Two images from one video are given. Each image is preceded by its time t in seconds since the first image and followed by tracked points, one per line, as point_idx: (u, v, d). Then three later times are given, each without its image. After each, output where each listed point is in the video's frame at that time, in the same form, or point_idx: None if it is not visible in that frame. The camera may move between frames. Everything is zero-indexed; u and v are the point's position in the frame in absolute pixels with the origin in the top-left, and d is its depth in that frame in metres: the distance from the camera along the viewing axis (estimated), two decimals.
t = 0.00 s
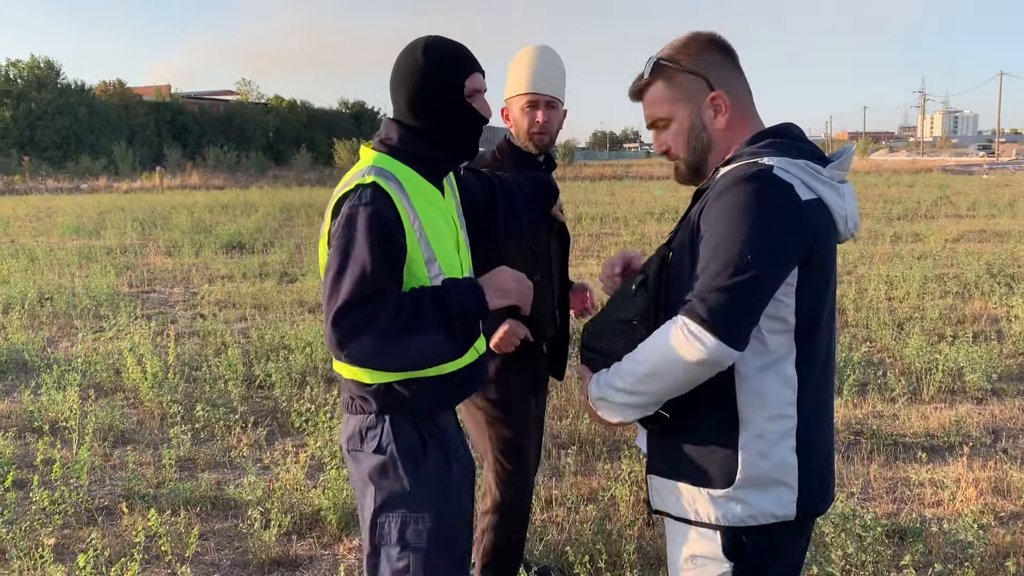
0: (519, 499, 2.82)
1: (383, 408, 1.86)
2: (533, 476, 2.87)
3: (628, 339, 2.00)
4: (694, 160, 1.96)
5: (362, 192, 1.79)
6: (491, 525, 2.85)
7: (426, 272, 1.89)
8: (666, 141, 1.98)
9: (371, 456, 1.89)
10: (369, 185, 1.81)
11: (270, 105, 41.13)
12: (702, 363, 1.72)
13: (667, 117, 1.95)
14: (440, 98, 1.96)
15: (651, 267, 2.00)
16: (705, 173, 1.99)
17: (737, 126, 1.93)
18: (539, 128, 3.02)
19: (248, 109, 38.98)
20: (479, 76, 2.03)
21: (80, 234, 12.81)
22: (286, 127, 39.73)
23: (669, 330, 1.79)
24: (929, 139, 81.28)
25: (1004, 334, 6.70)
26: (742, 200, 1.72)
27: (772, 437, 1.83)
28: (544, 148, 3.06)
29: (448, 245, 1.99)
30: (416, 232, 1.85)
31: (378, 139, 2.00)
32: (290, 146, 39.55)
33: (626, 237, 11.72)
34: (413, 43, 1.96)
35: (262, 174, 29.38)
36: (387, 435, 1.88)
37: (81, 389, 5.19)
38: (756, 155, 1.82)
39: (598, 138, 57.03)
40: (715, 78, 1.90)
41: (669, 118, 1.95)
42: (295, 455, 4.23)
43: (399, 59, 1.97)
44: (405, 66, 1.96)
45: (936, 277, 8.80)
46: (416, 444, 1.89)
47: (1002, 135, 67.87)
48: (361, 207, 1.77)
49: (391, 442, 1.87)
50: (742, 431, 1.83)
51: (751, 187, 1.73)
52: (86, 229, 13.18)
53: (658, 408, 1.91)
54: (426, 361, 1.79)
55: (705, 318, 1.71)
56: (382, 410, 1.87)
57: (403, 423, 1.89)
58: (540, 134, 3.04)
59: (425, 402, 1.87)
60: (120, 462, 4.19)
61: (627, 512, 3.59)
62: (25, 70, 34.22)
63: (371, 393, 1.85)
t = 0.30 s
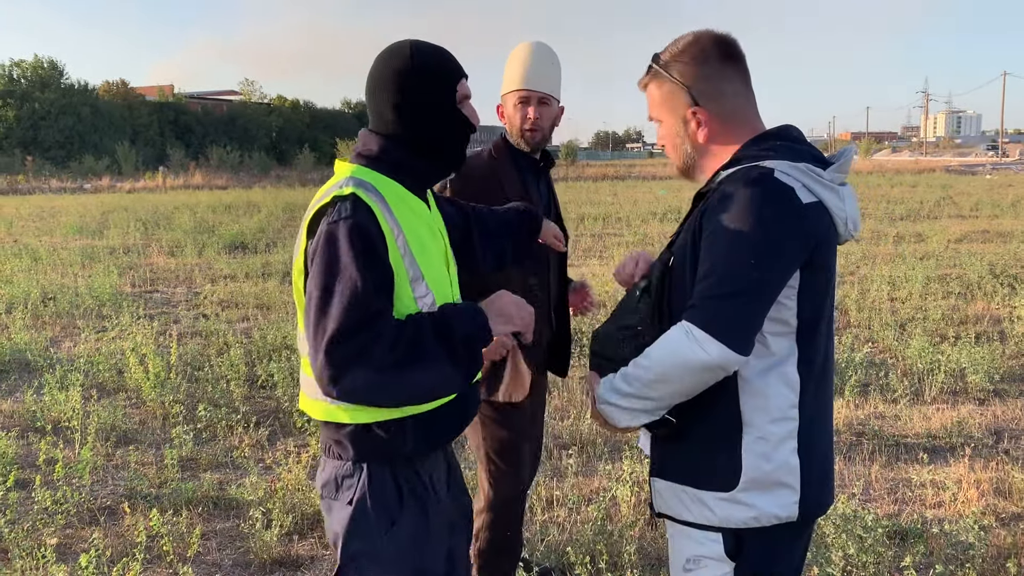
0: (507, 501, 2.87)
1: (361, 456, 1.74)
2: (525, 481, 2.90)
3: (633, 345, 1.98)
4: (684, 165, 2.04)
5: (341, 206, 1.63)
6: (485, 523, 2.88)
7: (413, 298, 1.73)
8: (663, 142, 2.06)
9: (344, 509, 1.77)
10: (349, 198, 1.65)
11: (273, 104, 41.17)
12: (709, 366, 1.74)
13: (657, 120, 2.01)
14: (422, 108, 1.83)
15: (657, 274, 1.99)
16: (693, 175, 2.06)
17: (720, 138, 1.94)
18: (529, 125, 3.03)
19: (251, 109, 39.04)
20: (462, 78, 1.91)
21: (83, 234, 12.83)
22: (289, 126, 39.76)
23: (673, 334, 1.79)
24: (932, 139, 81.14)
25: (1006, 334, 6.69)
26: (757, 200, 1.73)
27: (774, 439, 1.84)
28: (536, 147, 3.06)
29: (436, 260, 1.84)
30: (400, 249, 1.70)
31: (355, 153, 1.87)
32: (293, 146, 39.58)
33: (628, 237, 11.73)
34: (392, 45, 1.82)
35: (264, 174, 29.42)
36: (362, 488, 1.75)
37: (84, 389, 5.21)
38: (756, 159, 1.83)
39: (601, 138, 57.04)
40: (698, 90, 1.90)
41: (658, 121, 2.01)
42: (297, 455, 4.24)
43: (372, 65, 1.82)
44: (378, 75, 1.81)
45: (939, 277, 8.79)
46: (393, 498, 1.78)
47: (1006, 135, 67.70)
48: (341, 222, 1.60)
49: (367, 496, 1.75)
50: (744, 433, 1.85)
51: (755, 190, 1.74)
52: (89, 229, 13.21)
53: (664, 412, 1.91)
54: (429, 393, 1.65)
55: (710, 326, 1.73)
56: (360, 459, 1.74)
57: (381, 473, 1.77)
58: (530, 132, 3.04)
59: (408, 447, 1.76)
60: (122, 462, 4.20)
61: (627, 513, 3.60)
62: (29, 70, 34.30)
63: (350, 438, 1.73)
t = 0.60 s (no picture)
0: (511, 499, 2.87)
1: (345, 479, 1.72)
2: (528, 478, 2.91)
3: (641, 338, 2.00)
4: (690, 164, 2.05)
5: (340, 210, 1.61)
6: (489, 521, 2.90)
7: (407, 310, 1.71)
8: (671, 141, 2.08)
9: (325, 531, 1.75)
10: (348, 202, 1.63)
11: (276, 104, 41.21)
12: (721, 369, 1.74)
13: (664, 119, 2.02)
14: (415, 103, 1.81)
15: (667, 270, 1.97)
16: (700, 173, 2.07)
17: (727, 138, 1.95)
18: (525, 126, 3.04)
19: (253, 109, 39.07)
20: (456, 72, 1.90)
21: (86, 234, 12.84)
22: (291, 126, 39.79)
23: (686, 334, 1.78)
24: (935, 139, 81.02)
25: (1009, 335, 6.68)
26: (765, 204, 1.74)
27: (778, 442, 1.84)
28: (532, 148, 3.08)
29: (428, 271, 1.83)
30: (397, 259, 1.68)
31: (343, 149, 1.86)
32: (295, 146, 39.60)
33: (630, 237, 11.73)
34: (382, 34, 1.79)
35: (267, 174, 29.45)
36: (345, 510, 1.73)
37: (87, 389, 5.22)
38: (764, 162, 1.82)
39: (603, 138, 57.03)
40: (705, 92, 1.90)
41: (665, 120, 2.02)
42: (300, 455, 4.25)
43: (357, 56, 1.80)
44: (366, 65, 1.79)
45: (942, 277, 8.78)
46: (376, 520, 1.75)
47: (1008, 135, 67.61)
48: (339, 226, 1.58)
49: (351, 518, 1.73)
50: (748, 435, 1.84)
51: (765, 191, 1.74)
52: (92, 229, 13.22)
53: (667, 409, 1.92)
54: (444, 431, 1.64)
55: (722, 331, 1.73)
56: (343, 481, 1.72)
57: (364, 495, 1.75)
58: (527, 133, 3.06)
59: (394, 470, 1.75)
60: (125, 461, 4.21)
61: (630, 514, 3.59)
62: (32, 70, 34.35)
63: (334, 461, 1.70)
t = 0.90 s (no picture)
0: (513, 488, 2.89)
1: (355, 477, 1.71)
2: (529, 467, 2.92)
3: (647, 332, 1.99)
4: (698, 160, 2.05)
5: (344, 208, 1.60)
6: (491, 513, 2.90)
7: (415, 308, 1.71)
8: (681, 136, 2.08)
9: (336, 529, 1.74)
10: (351, 199, 1.62)
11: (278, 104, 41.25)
12: (731, 366, 1.74)
13: (674, 113, 2.02)
14: (424, 102, 1.80)
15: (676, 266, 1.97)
16: (708, 169, 2.07)
17: (737, 136, 1.94)
18: (526, 131, 3.05)
19: (256, 109, 39.12)
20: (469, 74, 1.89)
21: (89, 234, 12.86)
22: (294, 126, 39.82)
23: (696, 331, 1.78)
24: (937, 139, 80.97)
25: (1013, 335, 6.67)
26: (771, 203, 1.73)
27: (783, 442, 1.83)
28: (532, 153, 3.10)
29: (434, 267, 1.82)
30: (402, 255, 1.67)
31: (350, 147, 1.87)
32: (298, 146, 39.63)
33: (633, 237, 11.73)
34: (396, 31, 1.78)
35: (269, 174, 29.47)
36: (356, 508, 1.73)
37: (91, 388, 5.22)
38: (773, 160, 1.82)
39: (605, 138, 57.05)
40: (717, 88, 1.90)
41: (675, 114, 2.02)
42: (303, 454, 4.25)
43: (368, 55, 1.80)
44: (377, 63, 1.78)
45: (945, 277, 8.76)
46: (387, 519, 1.75)
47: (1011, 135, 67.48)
48: (344, 224, 1.57)
49: (362, 517, 1.73)
50: (753, 434, 1.84)
51: (772, 190, 1.74)
52: (95, 228, 13.24)
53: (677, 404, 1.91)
54: (453, 406, 1.63)
55: (733, 328, 1.72)
56: (353, 480, 1.72)
57: (374, 493, 1.75)
58: (527, 138, 3.07)
59: (405, 467, 1.74)
60: (129, 460, 4.21)
61: (634, 513, 3.59)
62: (35, 70, 34.43)
63: (344, 458, 1.69)
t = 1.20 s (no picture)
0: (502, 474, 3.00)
1: (360, 470, 1.70)
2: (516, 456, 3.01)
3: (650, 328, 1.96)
4: (706, 156, 2.05)
5: (342, 202, 1.62)
6: (481, 497, 3.03)
7: (412, 302, 1.70)
8: (689, 133, 2.08)
9: (344, 521, 1.76)
10: (351, 193, 1.64)
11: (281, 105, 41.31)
12: (727, 356, 1.73)
13: (684, 107, 2.02)
14: (440, 105, 1.82)
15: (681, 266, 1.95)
16: (715, 165, 2.07)
17: (747, 133, 1.95)
18: (523, 135, 3.11)
19: (260, 110, 39.19)
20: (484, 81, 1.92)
21: (93, 234, 12.89)
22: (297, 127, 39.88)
23: (695, 320, 1.77)
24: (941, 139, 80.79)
25: (1017, 335, 6.65)
26: (772, 203, 1.73)
27: (782, 439, 1.83)
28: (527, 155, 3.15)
29: (440, 263, 1.81)
30: (399, 250, 1.68)
31: (360, 146, 1.87)
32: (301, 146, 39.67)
33: (636, 237, 11.73)
34: (419, 34, 1.81)
35: (272, 175, 29.52)
36: (364, 500, 1.73)
37: (94, 388, 5.23)
38: (779, 158, 1.82)
39: (608, 138, 57.02)
40: (729, 83, 1.90)
41: (685, 108, 2.02)
42: (306, 454, 4.26)
43: (387, 58, 1.83)
44: (394, 66, 1.80)
45: (949, 278, 8.74)
46: (393, 512, 1.75)
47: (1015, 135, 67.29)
48: (342, 220, 1.59)
49: (368, 509, 1.73)
50: (752, 430, 1.84)
51: (772, 190, 1.74)
52: (98, 228, 13.28)
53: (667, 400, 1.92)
54: (418, 416, 1.64)
55: (732, 318, 1.72)
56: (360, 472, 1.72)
57: (381, 485, 1.75)
58: (523, 141, 3.12)
59: (408, 457, 1.72)
60: (133, 460, 4.22)
61: (637, 513, 3.59)
62: (39, 71, 34.53)
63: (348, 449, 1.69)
